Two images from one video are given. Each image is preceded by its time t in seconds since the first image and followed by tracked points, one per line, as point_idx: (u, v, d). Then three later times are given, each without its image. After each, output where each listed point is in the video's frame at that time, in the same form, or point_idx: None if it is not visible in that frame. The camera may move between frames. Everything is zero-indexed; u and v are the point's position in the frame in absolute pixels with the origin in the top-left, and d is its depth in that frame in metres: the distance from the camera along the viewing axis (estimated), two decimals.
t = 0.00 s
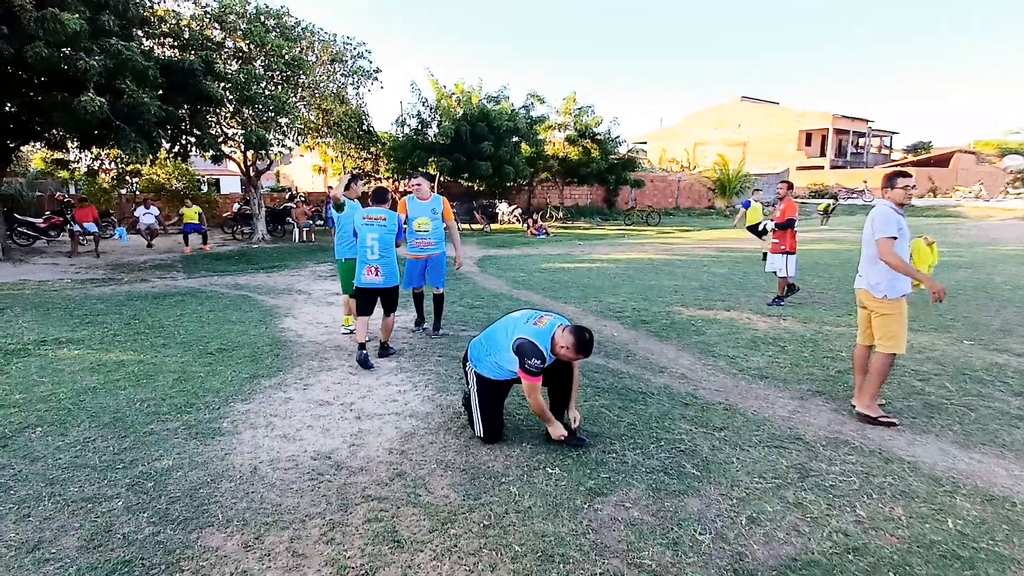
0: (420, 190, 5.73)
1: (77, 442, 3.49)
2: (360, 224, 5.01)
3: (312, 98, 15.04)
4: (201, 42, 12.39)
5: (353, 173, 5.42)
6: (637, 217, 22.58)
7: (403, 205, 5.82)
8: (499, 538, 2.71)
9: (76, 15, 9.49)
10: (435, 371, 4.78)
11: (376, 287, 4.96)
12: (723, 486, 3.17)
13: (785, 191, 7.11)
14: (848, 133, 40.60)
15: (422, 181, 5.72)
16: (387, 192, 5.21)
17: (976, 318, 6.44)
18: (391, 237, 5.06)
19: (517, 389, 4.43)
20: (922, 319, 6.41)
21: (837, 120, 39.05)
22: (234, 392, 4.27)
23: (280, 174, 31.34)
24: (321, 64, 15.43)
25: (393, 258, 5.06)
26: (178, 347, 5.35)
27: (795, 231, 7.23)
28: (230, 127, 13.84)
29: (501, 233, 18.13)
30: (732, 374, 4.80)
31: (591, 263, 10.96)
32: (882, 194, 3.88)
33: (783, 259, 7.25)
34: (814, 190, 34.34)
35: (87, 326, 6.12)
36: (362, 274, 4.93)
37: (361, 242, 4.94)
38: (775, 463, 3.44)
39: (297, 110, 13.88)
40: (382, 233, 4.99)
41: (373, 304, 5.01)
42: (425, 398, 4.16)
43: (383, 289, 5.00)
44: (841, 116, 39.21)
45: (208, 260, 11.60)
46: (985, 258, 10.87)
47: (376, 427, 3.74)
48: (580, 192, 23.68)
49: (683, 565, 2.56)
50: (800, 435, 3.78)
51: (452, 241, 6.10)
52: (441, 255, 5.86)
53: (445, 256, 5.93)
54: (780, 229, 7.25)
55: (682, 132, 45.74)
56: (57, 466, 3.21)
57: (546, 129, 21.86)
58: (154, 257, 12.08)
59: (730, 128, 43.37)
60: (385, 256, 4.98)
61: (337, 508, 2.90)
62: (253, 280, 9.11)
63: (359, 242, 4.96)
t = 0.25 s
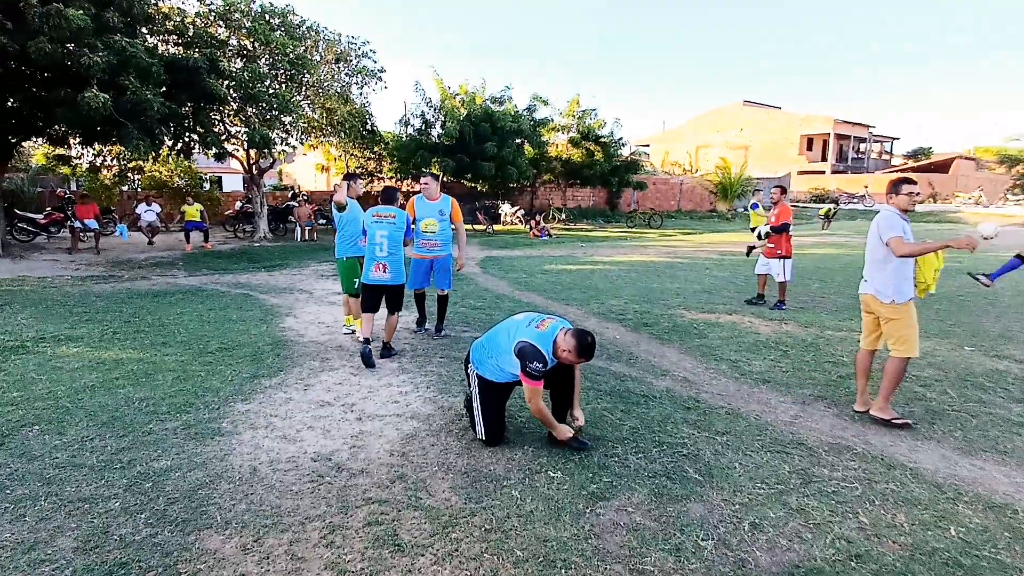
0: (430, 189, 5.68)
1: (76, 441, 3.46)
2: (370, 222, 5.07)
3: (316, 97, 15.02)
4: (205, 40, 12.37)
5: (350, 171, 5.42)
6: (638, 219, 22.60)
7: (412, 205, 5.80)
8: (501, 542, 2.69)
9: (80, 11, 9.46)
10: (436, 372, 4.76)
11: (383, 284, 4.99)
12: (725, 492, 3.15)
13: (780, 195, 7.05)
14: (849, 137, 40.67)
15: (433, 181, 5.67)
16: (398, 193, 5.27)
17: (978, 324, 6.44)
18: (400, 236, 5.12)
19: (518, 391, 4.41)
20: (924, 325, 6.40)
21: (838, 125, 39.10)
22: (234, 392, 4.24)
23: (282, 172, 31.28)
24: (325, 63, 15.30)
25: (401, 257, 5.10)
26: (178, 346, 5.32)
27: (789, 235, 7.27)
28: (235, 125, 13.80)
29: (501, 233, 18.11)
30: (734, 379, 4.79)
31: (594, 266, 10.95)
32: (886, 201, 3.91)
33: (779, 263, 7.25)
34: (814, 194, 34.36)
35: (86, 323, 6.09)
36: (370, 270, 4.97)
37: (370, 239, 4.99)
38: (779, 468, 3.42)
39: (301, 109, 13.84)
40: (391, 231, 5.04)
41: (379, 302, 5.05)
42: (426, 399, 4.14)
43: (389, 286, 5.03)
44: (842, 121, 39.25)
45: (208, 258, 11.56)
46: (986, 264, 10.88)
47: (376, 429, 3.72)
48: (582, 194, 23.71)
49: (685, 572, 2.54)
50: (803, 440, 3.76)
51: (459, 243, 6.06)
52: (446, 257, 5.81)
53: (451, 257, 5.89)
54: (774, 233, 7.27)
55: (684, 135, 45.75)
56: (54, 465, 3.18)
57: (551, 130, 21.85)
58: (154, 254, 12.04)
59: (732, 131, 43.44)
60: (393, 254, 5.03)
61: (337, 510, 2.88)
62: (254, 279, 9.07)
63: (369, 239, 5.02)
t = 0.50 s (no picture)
0: (431, 192, 5.68)
1: (77, 443, 3.45)
2: (374, 221, 5.08)
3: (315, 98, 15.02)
4: (205, 41, 12.38)
5: (347, 174, 5.41)
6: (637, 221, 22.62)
7: (413, 206, 5.81)
8: (503, 544, 2.68)
9: (79, 13, 9.46)
10: (436, 373, 4.75)
11: (385, 284, 5.02)
12: (727, 493, 3.14)
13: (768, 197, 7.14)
14: (848, 138, 40.72)
15: (434, 183, 5.68)
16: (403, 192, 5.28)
17: (979, 325, 6.44)
18: (403, 236, 5.13)
19: (520, 393, 4.41)
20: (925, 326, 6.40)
21: (837, 126, 39.16)
22: (235, 393, 4.24)
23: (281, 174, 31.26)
24: (325, 64, 15.32)
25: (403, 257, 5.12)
26: (178, 347, 5.31)
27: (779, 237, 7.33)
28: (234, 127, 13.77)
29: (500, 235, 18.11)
30: (736, 380, 4.79)
31: (594, 267, 10.95)
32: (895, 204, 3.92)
33: (770, 264, 7.31)
34: (813, 195, 34.40)
35: (86, 325, 6.08)
36: (372, 269, 4.99)
37: (373, 238, 5.01)
38: (780, 470, 3.42)
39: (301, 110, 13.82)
40: (394, 231, 5.06)
41: (380, 301, 5.07)
42: (427, 401, 4.14)
43: (391, 286, 5.06)
44: (841, 122, 39.29)
45: (208, 259, 11.54)
46: (986, 265, 10.89)
47: (378, 430, 3.72)
48: (582, 196, 23.76)
49: (687, 573, 2.53)
50: (805, 442, 3.76)
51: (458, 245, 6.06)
52: (447, 259, 5.82)
53: (451, 260, 5.90)
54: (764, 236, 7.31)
55: (683, 136, 45.81)
56: (55, 467, 3.17)
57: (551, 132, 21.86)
58: (154, 256, 12.02)
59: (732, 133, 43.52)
60: (396, 254, 5.05)
61: (339, 512, 2.87)
62: (254, 280, 9.06)
63: (372, 238, 5.04)
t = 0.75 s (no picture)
0: (434, 192, 5.69)
1: (85, 442, 3.48)
2: (379, 221, 5.11)
3: (319, 101, 15.08)
4: (210, 45, 12.47)
5: (348, 175, 5.48)
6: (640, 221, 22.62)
7: (418, 207, 5.84)
8: (507, 544, 2.69)
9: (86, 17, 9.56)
10: (440, 374, 4.76)
11: (387, 284, 5.06)
12: (732, 494, 3.14)
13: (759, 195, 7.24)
14: (854, 137, 40.53)
15: (435, 183, 5.65)
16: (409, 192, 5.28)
17: (987, 325, 6.39)
18: (407, 236, 5.14)
19: (523, 394, 4.42)
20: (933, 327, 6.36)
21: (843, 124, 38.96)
22: (241, 394, 4.26)
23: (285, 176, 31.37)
24: (328, 67, 15.40)
25: (406, 257, 5.14)
26: (184, 348, 5.35)
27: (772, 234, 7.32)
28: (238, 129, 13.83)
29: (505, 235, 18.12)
30: (740, 381, 4.77)
31: (598, 267, 10.95)
32: (919, 204, 3.91)
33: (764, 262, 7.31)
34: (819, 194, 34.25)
35: (94, 326, 6.13)
36: (375, 269, 5.04)
37: (377, 238, 5.04)
38: (786, 471, 3.41)
39: (304, 113, 13.88)
40: (399, 231, 5.07)
41: (382, 301, 5.11)
42: (431, 401, 4.15)
43: (393, 287, 5.09)
44: (847, 120, 39.07)
45: (213, 261, 11.59)
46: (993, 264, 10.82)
47: (381, 430, 3.73)
48: (584, 196, 23.85)
49: (692, 575, 2.53)
50: (811, 443, 3.74)
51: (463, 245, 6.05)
52: (451, 259, 5.81)
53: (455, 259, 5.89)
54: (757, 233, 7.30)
55: (687, 135, 45.73)
56: (64, 466, 3.20)
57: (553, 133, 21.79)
58: (160, 258, 12.09)
59: (736, 131, 43.38)
60: (399, 254, 5.07)
61: (344, 512, 2.88)
62: (259, 281, 9.10)
63: (376, 238, 5.07)
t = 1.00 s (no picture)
0: (434, 194, 5.70)
1: (97, 444, 3.52)
2: (382, 223, 5.16)
3: (322, 104, 15.15)
4: (215, 51, 12.58)
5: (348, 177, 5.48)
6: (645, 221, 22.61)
7: (419, 210, 5.86)
8: (514, 544, 2.69)
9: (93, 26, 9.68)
10: (446, 375, 4.77)
11: (391, 286, 5.09)
12: (740, 494, 3.13)
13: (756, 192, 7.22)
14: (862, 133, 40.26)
15: (434, 185, 5.71)
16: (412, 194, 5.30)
17: (997, 322, 6.33)
18: (410, 238, 5.17)
19: (528, 395, 4.42)
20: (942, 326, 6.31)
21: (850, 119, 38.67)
22: (249, 395, 4.29)
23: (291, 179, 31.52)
24: (331, 71, 15.45)
25: (409, 259, 5.16)
26: (194, 351, 5.39)
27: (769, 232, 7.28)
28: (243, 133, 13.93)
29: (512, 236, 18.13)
30: (747, 380, 4.75)
31: (604, 267, 10.93)
32: (953, 199, 3.86)
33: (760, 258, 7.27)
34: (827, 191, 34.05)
35: (104, 330, 6.18)
36: (379, 271, 5.08)
37: (380, 241, 5.09)
38: (795, 471, 3.39)
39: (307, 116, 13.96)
40: (401, 233, 5.11)
41: (386, 302, 5.14)
42: (437, 402, 4.16)
43: (396, 289, 5.11)
44: (853, 116, 38.81)
45: (221, 264, 11.67)
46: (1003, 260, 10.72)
47: (388, 431, 3.75)
48: (588, 196, 23.90)
49: None
50: (819, 443, 3.72)
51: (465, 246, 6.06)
52: (453, 261, 5.83)
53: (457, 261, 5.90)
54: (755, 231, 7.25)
55: (692, 134, 45.58)
56: (76, 468, 3.24)
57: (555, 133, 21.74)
58: (169, 262, 12.18)
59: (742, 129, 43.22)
60: (401, 256, 5.10)
61: (351, 512, 2.90)
62: (266, 284, 9.15)
63: (379, 240, 5.12)
